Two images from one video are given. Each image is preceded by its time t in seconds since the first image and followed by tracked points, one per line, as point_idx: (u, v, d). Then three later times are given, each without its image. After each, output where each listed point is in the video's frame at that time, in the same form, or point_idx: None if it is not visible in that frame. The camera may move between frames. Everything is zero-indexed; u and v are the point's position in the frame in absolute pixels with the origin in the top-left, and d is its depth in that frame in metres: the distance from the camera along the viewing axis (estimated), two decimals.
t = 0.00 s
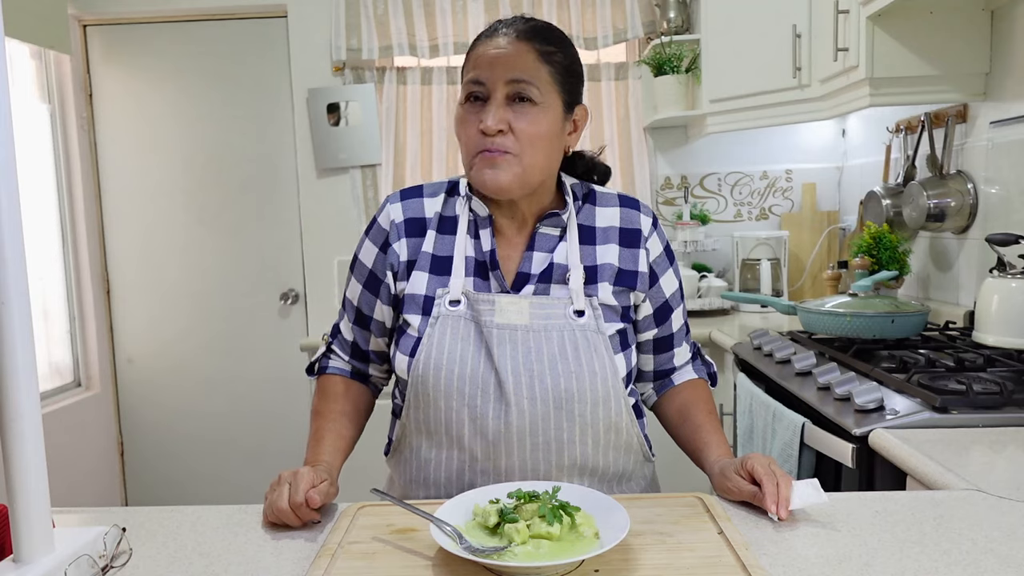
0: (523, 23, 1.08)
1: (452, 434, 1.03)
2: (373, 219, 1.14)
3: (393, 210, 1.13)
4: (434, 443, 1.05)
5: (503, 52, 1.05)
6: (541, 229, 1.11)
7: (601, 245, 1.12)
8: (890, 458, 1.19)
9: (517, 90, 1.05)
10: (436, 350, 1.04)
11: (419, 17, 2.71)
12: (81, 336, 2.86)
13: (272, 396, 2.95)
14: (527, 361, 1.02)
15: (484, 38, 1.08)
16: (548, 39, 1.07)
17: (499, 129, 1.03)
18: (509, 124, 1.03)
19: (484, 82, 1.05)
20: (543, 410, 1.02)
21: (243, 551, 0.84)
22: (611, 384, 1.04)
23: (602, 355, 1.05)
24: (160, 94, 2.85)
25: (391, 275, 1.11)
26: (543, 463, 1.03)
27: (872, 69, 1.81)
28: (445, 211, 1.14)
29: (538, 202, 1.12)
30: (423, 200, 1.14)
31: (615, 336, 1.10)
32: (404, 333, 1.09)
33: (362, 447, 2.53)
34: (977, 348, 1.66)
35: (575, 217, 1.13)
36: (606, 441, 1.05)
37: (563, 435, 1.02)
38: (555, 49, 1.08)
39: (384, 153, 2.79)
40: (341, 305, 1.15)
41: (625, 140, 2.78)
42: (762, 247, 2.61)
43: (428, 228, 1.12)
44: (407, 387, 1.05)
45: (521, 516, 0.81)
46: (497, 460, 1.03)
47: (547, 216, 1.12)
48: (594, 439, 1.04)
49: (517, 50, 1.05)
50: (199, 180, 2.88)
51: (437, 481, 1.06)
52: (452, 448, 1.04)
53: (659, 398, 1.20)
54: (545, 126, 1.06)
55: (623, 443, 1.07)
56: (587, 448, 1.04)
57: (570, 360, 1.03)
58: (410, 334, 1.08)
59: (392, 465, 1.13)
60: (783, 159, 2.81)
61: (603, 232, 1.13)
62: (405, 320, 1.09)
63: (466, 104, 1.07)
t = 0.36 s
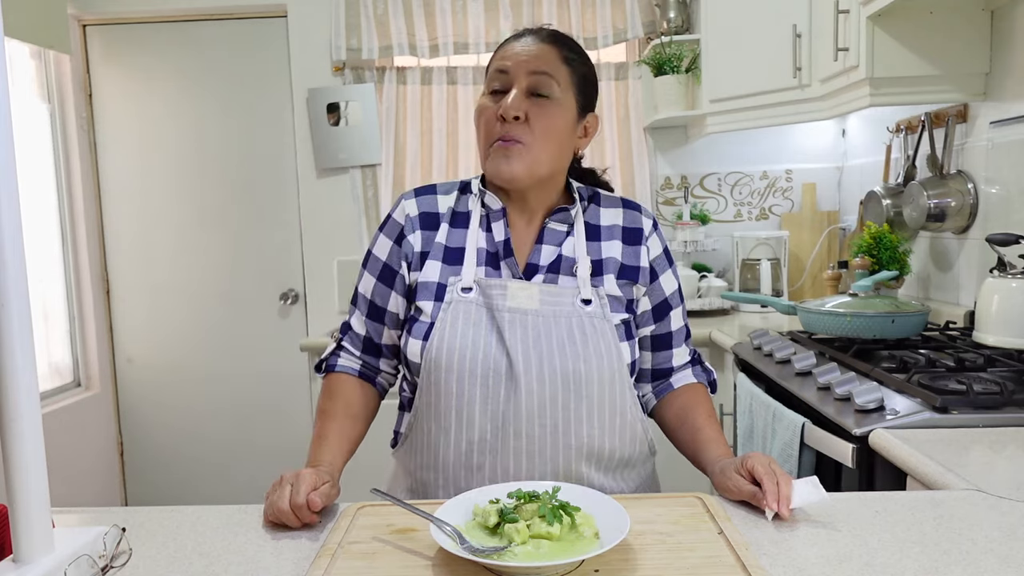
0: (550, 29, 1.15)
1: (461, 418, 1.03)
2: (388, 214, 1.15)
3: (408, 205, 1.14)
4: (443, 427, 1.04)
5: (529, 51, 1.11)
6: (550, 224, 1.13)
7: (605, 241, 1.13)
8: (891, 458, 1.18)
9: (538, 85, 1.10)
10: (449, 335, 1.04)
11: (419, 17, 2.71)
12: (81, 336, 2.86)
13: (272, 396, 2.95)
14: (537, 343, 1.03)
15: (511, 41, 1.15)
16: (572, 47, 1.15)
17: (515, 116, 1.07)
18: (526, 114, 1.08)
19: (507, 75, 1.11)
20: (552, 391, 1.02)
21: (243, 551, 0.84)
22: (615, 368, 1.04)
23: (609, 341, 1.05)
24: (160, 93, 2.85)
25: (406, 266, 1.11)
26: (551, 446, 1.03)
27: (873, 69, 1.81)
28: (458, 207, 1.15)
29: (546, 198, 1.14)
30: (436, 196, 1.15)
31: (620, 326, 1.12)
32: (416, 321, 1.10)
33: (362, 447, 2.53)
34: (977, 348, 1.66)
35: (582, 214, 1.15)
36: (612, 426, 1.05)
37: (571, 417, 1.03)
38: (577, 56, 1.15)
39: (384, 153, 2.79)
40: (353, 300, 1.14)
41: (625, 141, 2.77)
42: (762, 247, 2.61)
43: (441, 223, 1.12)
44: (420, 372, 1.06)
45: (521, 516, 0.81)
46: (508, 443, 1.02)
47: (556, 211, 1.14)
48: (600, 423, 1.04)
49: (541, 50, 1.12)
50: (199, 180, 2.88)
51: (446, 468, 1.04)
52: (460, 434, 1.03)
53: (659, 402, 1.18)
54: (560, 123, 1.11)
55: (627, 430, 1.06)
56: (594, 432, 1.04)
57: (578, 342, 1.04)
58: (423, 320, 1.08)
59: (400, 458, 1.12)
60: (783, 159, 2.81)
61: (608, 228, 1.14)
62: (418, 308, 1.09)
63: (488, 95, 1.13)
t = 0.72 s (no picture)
0: (554, 39, 1.14)
1: (461, 411, 1.02)
2: (390, 217, 1.15)
3: (408, 207, 1.15)
4: (443, 421, 1.03)
5: (532, 61, 1.11)
6: (546, 224, 1.14)
7: (601, 240, 1.14)
8: (891, 458, 1.18)
9: (539, 97, 1.10)
10: (447, 329, 1.05)
11: (419, 17, 2.70)
12: (81, 336, 2.86)
13: (272, 396, 2.95)
14: (534, 336, 1.04)
15: (515, 49, 1.14)
16: (575, 59, 1.14)
17: (514, 129, 1.08)
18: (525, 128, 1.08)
19: (509, 84, 1.11)
20: (550, 382, 1.02)
21: (243, 551, 0.84)
22: (613, 361, 1.05)
23: (605, 333, 1.06)
24: (160, 93, 2.85)
25: (408, 265, 1.12)
26: (551, 438, 1.03)
27: (873, 69, 1.81)
28: (457, 208, 1.15)
29: (544, 201, 1.15)
30: (436, 199, 1.16)
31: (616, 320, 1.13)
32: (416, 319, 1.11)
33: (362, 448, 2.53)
34: (978, 348, 1.66)
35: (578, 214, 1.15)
36: (611, 418, 1.05)
37: (569, 407, 1.03)
38: (580, 69, 1.14)
39: (384, 153, 2.79)
40: (355, 301, 1.14)
41: (625, 141, 2.77)
42: (762, 247, 2.61)
43: (441, 223, 1.13)
44: (419, 368, 1.06)
45: (521, 516, 0.81)
46: (508, 436, 1.02)
47: (552, 212, 1.14)
48: (598, 416, 1.04)
49: (544, 62, 1.11)
50: (198, 180, 2.88)
51: (447, 463, 1.04)
52: (461, 426, 1.03)
53: (658, 402, 1.17)
54: (558, 136, 1.11)
55: (626, 420, 1.06)
56: (593, 424, 1.04)
57: (574, 334, 1.05)
58: (423, 317, 1.09)
59: (401, 457, 1.11)
60: (783, 159, 2.81)
61: (604, 227, 1.15)
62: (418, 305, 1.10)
63: (490, 102, 1.13)
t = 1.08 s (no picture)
0: (555, 37, 1.16)
1: (455, 412, 1.02)
2: (386, 219, 1.16)
3: (404, 209, 1.15)
4: (438, 423, 1.03)
5: (538, 53, 1.12)
6: (541, 223, 1.14)
7: (596, 239, 1.14)
8: (891, 458, 1.18)
9: (544, 86, 1.11)
10: (440, 331, 1.05)
11: (419, 17, 2.70)
12: (81, 336, 2.86)
13: (272, 398, 2.95)
14: (528, 336, 1.04)
15: (516, 45, 1.16)
16: (575, 56, 1.16)
17: (522, 113, 1.08)
18: (533, 113, 1.08)
19: (514, 74, 1.11)
20: (544, 382, 1.02)
21: (243, 551, 0.84)
22: (608, 361, 1.05)
23: (599, 333, 1.06)
24: (160, 94, 2.85)
25: (403, 266, 1.12)
26: (546, 439, 1.02)
27: (873, 69, 1.81)
28: (452, 210, 1.16)
29: (540, 194, 1.15)
30: (432, 200, 1.17)
31: (612, 320, 1.12)
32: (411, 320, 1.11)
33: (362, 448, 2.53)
34: (978, 348, 1.66)
35: (573, 214, 1.15)
36: (607, 418, 1.05)
37: (564, 408, 1.03)
38: (580, 66, 1.16)
39: (384, 153, 2.79)
40: (352, 303, 1.14)
41: (625, 141, 2.77)
42: (762, 247, 2.61)
43: (437, 224, 1.13)
44: (413, 369, 1.06)
45: (521, 516, 0.81)
46: (503, 437, 1.02)
47: (547, 211, 1.14)
48: (594, 415, 1.04)
49: (548, 54, 1.13)
50: (199, 180, 2.88)
51: (442, 464, 1.04)
52: (455, 428, 1.02)
53: (658, 402, 1.17)
54: (563, 125, 1.12)
55: (621, 421, 1.06)
56: (589, 425, 1.04)
57: (569, 335, 1.05)
58: (418, 318, 1.09)
59: (398, 458, 1.11)
60: (783, 159, 2.81)
61: (599, 227, 1.15)
62: (413, 307, 1.10)
63: (493, 92, 1.13)
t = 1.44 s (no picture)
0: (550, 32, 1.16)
1: (454, 416, 1.02)
2: (383, 219, 1.16)
3: (401, 208, 1.15)
4: (437, 427, 1.04)
5: (532, 48, 1.13)
6: (540, 224, 1.14)
7: (596, 240, 1.14)
8: (891, 458, 1.18)
9: (540, 80, 1.11)
10: (439, 334, 1.05)
11: (419, 17, 2.70)
12: (81, 336, 2.86)
13: (272, 399, 2.95)
14: (527, 339, 1.04)
15: (511, 42, 1.16)
16: (570, 50, 1.16)
17: (519, 107, 1.08)
18: (530, 107, 1.08)
19: (510, 68, 1.11)
20: (543, 386, 1.02)
21: (243, 551, 0.84)
22: (608, 364, 1.04)
23: (599, 336, 1.06)
24: (160, 94, 2.85)
25: (400, 267, 1.12)
26: (546, 443, 1.02)
27: (873, 69, 1.81)
28: (450, 209, 1.16)
29: (540, 193, 1.15)
30: (429, 200, 1.16)
31: (611, 323, 1.13)
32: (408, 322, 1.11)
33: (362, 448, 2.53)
34: (978, 348, 1.66)
35: (573, 214, 1.15)
36: (606, 421, 1.05)
37: (564, 412, 1.02)
38: (575, 60, 1.17)
39: (384, 153, 2.79)
40: (348, 304, 1.14)
41: (625, 141, 2.77)
42: (762, 247, 2.61)
43: (434, 224, 1.13)
44: (412, 372, 1.06)
45: (521, 516, 0.81)
46: (502, 440, 1.02)
47: (545, 211, 1.14)
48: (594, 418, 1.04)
49: (543, 49, 1.13)
50: (199, 180, 2.88)
51: (441, 467, 1.04)
52: (454, 431, 1.02)
53: (658, 402, 1.17)
54: (560, 118, 1.12)
55: (621, 424, 1.06)
56: (588, 428, 1.03)
57: (568, 339, 1.05)
58: (416, 321, 1.09)
59: (397, 460, 1.12)
60: (783, 159, 2.81)
61: (599, 227, 1.15)
62: (410, 310, 1.10)
63: (489, 88, 1.13)
